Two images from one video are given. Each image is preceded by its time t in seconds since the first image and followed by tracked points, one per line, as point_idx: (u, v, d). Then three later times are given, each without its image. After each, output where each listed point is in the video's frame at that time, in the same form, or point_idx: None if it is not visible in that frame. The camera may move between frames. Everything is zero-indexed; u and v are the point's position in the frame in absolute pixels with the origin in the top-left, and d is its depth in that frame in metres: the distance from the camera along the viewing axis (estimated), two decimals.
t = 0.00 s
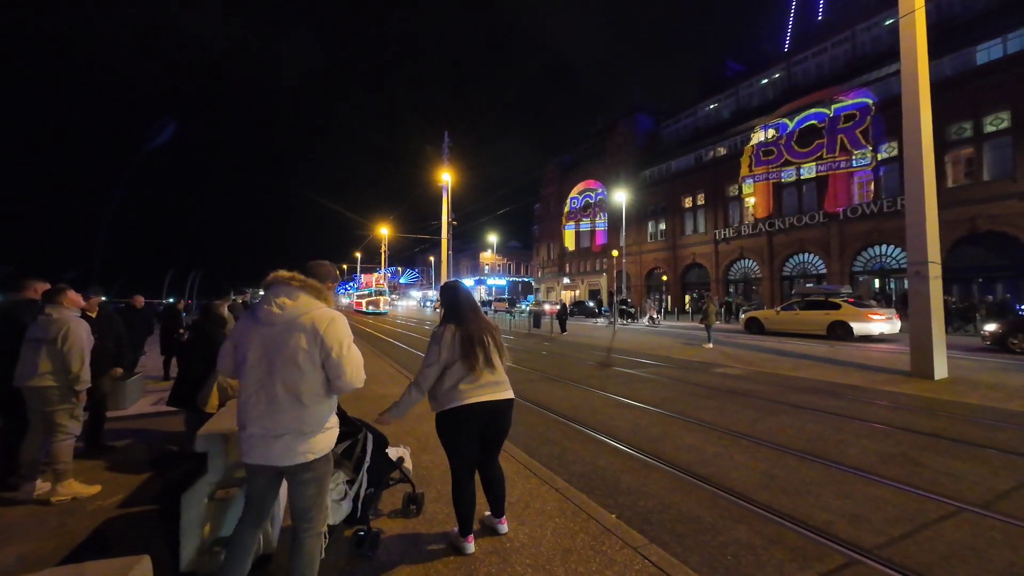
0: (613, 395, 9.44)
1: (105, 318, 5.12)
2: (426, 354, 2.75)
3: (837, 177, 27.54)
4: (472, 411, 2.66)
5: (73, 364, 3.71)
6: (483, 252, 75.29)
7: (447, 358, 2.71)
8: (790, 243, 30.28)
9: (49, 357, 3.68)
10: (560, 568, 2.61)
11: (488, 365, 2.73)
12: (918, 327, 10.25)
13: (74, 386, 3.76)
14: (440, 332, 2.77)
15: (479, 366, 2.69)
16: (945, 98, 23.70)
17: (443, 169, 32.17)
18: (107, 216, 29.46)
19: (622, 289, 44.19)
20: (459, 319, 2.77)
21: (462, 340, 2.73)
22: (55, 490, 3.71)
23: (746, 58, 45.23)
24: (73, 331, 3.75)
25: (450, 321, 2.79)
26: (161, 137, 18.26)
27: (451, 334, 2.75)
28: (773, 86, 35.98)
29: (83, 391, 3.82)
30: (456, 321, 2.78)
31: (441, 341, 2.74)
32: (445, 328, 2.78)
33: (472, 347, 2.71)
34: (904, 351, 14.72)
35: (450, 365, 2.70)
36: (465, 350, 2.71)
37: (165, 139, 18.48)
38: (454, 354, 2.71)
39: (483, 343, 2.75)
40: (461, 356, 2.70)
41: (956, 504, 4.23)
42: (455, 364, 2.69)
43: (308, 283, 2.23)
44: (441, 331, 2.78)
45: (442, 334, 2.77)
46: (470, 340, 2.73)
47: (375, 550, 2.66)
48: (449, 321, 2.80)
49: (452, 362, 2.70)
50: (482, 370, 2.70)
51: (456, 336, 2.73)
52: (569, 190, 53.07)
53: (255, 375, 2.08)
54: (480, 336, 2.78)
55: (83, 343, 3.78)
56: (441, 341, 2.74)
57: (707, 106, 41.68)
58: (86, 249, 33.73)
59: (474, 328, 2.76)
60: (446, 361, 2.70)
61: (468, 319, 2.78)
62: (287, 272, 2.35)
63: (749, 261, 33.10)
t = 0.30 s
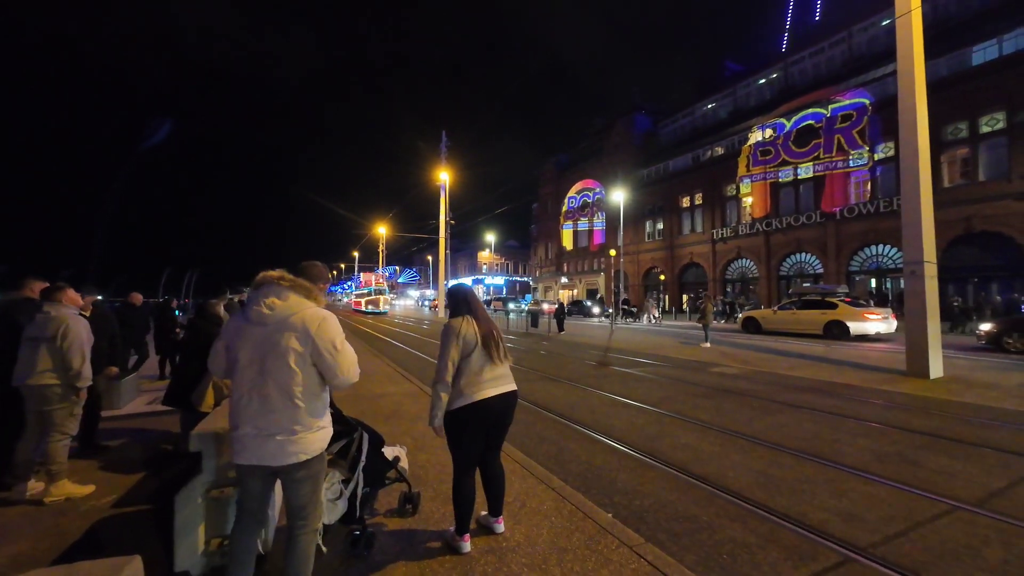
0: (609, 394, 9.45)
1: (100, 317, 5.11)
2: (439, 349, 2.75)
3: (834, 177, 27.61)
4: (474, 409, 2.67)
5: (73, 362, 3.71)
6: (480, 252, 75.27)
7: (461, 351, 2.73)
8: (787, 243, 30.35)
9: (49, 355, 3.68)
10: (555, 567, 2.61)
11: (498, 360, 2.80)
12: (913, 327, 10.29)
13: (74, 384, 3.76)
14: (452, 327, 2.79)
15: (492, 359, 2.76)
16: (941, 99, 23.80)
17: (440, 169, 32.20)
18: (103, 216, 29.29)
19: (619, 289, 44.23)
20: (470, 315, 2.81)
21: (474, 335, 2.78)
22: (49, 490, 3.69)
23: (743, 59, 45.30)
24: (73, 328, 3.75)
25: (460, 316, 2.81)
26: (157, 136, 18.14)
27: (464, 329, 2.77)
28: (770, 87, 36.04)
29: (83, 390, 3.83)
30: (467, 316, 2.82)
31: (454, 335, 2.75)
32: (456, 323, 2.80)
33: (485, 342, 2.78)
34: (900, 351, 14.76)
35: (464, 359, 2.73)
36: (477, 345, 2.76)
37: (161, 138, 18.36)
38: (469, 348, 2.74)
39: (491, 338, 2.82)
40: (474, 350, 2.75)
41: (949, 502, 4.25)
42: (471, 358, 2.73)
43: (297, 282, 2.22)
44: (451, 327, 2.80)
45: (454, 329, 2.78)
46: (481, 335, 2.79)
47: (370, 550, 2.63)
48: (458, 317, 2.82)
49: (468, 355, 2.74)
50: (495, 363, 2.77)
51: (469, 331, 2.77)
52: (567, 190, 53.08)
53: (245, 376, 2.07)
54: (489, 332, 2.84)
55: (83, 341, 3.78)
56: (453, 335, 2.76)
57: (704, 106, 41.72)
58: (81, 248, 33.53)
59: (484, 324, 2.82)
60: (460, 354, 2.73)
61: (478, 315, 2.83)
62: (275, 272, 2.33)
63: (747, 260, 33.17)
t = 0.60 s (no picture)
0: (605, 393, 9.48)
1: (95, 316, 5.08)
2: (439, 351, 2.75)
3: (829, 177, 27.73)
4: (476, 406, 2.67)
5: (76, 361, 3.70)
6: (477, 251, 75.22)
7: (462, 347, 2.74)
8: (782, 243, 30.48)
9: (50, 354, 3.66)
10: (551, 566, 2.61)
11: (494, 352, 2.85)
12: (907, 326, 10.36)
13: (77, 383, 3.76)
14: (448, 328, 2.80)
15: (491, 352, 2.80)
16: (935, 99, 23.95)
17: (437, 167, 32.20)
18: (97, 214, 29.03)
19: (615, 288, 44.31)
20: (463, 312, 2.84)
21: (470, 331, 2.81)
22: (43, 490, 3.67)
23: (739, 59, 45.39)
24: (73, 327, 3.73)
25: (452, 316, 2.84)
26: (152, 133, 18.01)
27: (460, 328, 2.80)
28: (766, 87, 36.14)
29: (85, 388, 3.83)
30: (461, 314, 2.85)
31: (452, 335, 2.76)
32: (451, 324, 2.81)
33: (482, 337, 2.82)
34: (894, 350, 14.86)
35: (466, 355, 2.74)
36: (475, 338, 2.79)
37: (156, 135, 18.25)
38: (469, 343, 2.76)
39: (484, 334, 2.86)
40: (474, 344, 2.77)
41: (941, 499, 4.29)
42: (473, 352, 2.75)
43: (275, 278, 2.18)
44: (446, 328, 2.81)
45: (449, 330, 2.80)
46: (475, 331, 2.83)
47: (365, 548, 2.63)
48: (450, 317, 2.84)
49: (469, 351, 2.75)
50: (494, 355, 2.82)
51: (466, 328, 2.79)
52: (564, 189, 53.09)
53: (227, 376, 2.04)
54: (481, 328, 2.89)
55: (83, 340, 3.77)
56: (451, 335, 2.77)
57: (701, 106, 41.77)
58: (75, 247, 33.28)
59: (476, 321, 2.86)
60: (461, 350, 2.74)
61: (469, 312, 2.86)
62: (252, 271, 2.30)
63: (742, 260, 33.30)
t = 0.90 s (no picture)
0: (597, 391, 9.51)
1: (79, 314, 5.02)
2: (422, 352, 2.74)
3: (820, 177, 27.98)
4: (464, 407, 2.66)
5: (57, 360, 3.66)
6: (471, 249, 75.15)
7: (445, 346, 2.73)
8: (774, 242, 30.73)
9: (29, 353, 3.60)
10: (534, 564, 2.62)
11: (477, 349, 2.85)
12: (892, 325, 10.50)
13: (59, 382, 3.73)
14: (429, 329, 2.78)
15: (473, 349, 2.79)
16: (924, 101, 24.23)
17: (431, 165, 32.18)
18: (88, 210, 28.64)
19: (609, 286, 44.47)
20: (444, 311, 2.82)
21: (452, 329, 2.79)
22: (23, 490, 3.63)
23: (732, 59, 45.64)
24: (53, 326, 3.67)
25: (433, 316, 2.83)
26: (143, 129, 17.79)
27: (442, 327, 2.77)
28: (759, 87, 36.36)
29: (68, 387, 3.79)
30: (441, 313, 2.82)
31: (434, 336, 2.75)
32: (432, 325, 2.80)
33: (464, 334, 2.81)
34: (881, 348, 15.06)
35: (449, 354, 2.71)
36: (454, 341, 2.75)
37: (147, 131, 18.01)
38: (452, 342, 2.74)
39: (466, 331, 2.85)
40: (457, 342, 2.76)
41: (920, 496, 4.35)
42: (456, 351, 2.73)
43: (241, 276, 2.12)
44: (427, 329, 2.79)
45: (431, 331, 2.77)
46: (457, 329, 2.81)
47: (349, 547, 2.61)
48: (430, 317, 2.83)
49: (453, 348, 2.73)
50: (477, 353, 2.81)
51: (448, 327, 2.78)
52: (558, 188, 53.14)
53: (197, 377, 2.00)
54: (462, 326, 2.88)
55: (64, 339, 3.72)
56: (434, 336, 2.75)
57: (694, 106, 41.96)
58: (66, 243, 32.82)
59: (457, 316, 2.85)
60: (444, 350, 2.72)
61: (452, 310, 2.84)
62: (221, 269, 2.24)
63: (734, 259, 33.53)
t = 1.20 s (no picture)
0: (583, 389, 9.54)
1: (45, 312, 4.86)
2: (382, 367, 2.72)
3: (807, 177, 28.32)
4: (436, 411, 2.66)
5: (10, 360, 3.56)
6: (463, 246, 74.98)
7: (404, 359, 2.70)
8: (763, 240, 31.05)
9: None
10: (503, 563, 2.63)
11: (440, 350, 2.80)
12: (873, 324, 10.68)
13: (13, 382, 3.62)
14: (387, 344, 2.74)
15: (435, 353, 2.75)
16: (909, 102, 24.63)
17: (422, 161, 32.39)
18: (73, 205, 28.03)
19: (599, 284, 44.63)
20: (398, 321, 2.74)
21: (409, 338, 2.72)
22: None
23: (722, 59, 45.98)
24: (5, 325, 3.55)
25: (388, 328, 2.76)
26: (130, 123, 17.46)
27: (398, 340, 2.72)
28: (748, 87, 36.68)
29: (22, 386, 3.69)
30: (396, 325, 2.74)
31: (393, 350, 2.73)
32: (389, 340, 2.75)
33: (424, 341, 2.75)
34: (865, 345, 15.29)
35: (410, 368, 2.69)
36: (414, 355, 2.70)
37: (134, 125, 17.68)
38: (411, 353, 2.70)
39: (425, 336, 2.77)
40: (418, 351, 2.71)
41: (889, 492, 4.44)
42: (416, 361, 2.69)
43: (193, 274, 2.05)
44: (385, 343, 2.75)
45: (389, 345, 2.74)
46: (416, 336, 2.74)
47: (319, 547, 2.60)
48: (386, 330, 2.77)
49: (412, 359, 2.69)
50: (440, 356, 2.77)
51: (405, 339, 2.72)
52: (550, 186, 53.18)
53: (152, 380, 1.96)
54: (422, 330, 2.81)
55: (16, 338, 3.60)
56: (392, 349, 2.72)
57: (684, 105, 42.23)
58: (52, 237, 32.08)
59: (414, 323, 2.77)
60: (404, 364, 2.70)
61: (407, 318, 2.76)
62: (176, 264, 2.17)
63: (724, 257, 33.82)
